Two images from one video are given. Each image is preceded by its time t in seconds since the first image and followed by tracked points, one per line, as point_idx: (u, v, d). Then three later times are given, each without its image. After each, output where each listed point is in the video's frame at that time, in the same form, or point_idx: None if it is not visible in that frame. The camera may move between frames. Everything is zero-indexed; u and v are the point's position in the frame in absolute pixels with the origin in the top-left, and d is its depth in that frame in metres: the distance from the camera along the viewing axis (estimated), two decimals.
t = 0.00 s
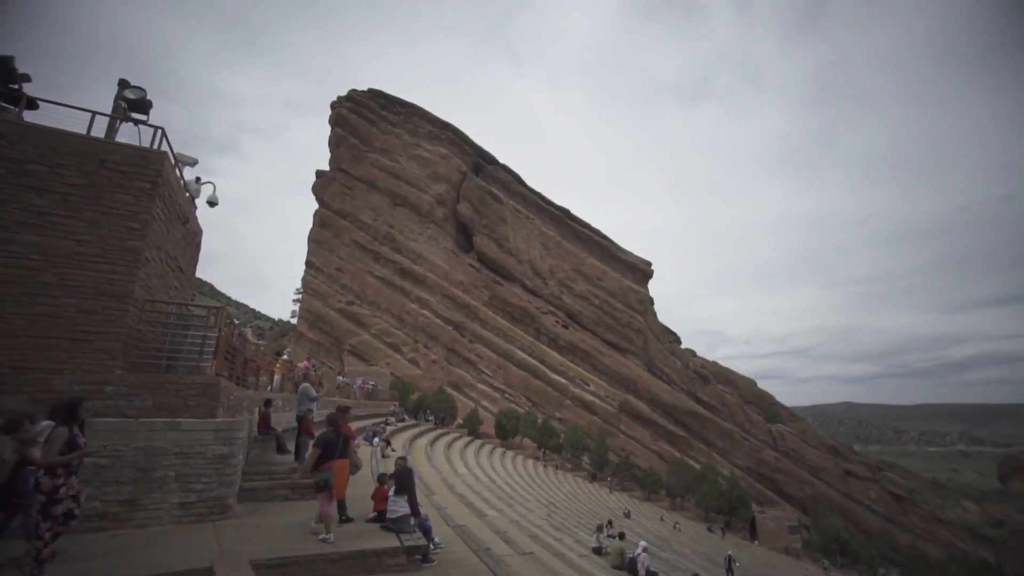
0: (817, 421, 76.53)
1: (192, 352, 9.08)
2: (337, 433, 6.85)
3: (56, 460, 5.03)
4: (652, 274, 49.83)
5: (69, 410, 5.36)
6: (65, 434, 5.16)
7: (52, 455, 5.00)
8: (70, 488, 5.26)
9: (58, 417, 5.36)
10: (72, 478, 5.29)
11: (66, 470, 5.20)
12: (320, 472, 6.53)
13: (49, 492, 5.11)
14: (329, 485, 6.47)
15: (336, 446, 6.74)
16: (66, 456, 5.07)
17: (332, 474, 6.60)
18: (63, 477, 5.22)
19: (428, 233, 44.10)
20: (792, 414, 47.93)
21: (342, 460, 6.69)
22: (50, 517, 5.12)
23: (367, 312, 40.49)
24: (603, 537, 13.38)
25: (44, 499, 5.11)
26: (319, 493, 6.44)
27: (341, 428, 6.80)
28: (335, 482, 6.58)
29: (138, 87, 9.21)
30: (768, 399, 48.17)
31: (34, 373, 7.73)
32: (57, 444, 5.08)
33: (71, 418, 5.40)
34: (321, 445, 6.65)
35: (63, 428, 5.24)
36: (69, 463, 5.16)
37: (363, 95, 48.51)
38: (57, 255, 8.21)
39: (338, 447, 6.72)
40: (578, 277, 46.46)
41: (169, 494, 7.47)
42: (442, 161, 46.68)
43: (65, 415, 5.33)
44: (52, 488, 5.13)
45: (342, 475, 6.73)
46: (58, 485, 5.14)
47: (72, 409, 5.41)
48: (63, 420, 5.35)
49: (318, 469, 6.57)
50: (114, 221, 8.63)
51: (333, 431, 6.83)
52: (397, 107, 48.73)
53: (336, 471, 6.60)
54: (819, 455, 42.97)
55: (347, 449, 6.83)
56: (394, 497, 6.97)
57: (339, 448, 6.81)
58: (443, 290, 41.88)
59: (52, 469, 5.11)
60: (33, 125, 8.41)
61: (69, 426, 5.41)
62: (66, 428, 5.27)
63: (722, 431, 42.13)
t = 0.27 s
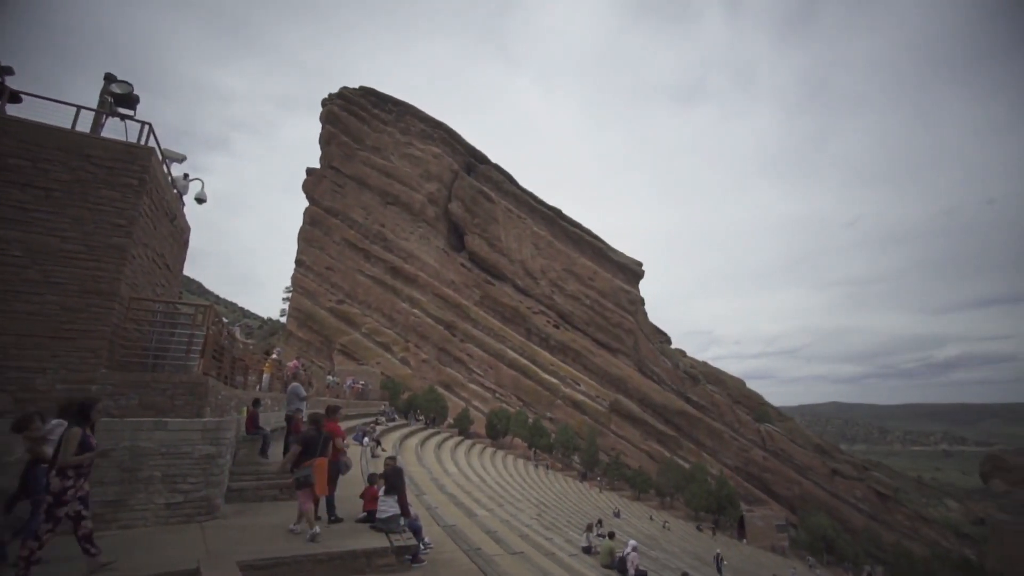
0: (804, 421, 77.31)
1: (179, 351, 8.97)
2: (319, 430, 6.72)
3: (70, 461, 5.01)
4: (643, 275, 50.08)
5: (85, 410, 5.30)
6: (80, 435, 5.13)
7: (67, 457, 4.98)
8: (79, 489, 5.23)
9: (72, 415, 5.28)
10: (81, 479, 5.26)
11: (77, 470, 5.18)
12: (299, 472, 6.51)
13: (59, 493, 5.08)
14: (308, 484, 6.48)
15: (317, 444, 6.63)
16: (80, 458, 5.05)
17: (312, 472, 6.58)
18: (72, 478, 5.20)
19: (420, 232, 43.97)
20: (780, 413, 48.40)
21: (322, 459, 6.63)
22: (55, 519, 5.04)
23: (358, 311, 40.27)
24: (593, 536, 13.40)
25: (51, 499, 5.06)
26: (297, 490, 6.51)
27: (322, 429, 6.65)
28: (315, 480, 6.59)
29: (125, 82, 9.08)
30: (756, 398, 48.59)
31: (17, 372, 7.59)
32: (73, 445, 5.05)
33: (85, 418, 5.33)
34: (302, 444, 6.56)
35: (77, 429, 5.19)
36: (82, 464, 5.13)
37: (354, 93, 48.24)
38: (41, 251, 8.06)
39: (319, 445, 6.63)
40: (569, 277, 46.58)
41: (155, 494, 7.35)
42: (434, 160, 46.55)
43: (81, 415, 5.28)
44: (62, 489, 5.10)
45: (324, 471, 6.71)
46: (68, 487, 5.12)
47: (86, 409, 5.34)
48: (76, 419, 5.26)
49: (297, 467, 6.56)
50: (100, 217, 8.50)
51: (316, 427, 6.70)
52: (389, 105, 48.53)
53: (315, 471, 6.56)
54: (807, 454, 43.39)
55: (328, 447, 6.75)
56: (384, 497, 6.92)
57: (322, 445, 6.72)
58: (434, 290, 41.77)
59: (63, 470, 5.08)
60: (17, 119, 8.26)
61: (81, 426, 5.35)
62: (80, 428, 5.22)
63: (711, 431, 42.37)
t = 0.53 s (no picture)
0: (792, 421, 78.08)
1: (166, 351, 8.85)
2: (303, 426, 6.59)
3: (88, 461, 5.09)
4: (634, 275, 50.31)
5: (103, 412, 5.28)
6: (98, 435, 5.18)
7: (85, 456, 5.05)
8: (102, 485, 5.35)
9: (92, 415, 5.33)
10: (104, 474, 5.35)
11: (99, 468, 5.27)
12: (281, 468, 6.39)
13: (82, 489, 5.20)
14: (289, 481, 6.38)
15: (300, 440, 6.53)
16: (97, 458, 5.12)
17: (294, 468, 6.48)
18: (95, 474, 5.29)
19: (411, 231, 43.81)
20: (768, 413, 48.87)
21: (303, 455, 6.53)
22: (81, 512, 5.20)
23: (348, 310, 40.00)
24: (583, 536, 13.42)
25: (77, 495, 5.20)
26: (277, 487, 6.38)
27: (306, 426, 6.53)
28: (296, 477, 6.48)
29: (112, 77, 8.94)
30: (745, 398, 49.00)
31: None
32: (90, 445, 5.10)
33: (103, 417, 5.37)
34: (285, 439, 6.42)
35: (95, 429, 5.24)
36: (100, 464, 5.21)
37: (346, 90, 47.95)
38: (23, 248, 7.90)
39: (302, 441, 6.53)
40: (560, 278, 46.69)
41: (140, 495, 7.20)
42: (425, 158, 46.43)
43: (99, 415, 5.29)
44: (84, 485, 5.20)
45: (304, 467, 6.60)
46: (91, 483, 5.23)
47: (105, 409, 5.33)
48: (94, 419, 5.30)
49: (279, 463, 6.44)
50: (84, 213, 8.36)
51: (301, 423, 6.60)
52: (380, 104, 48.32)
53: (297, 466, 6.46)
54: (794, 453, 43.81)
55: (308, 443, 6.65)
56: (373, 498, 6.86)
57: (305, 442, 6.61)
58: (425, 289, 41.65)
59: (85, 467, 5.18)
60: None
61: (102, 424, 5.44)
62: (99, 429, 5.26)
63: (700, 430, 42.61)
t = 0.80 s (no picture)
0: (779, 421, 78.84)
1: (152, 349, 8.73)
2: (280, 429, 6.80)
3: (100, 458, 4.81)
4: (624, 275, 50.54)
5: (114, 408, 5.06)
6: (109, 434, 4.92)
7: (95, 454, 4.77)
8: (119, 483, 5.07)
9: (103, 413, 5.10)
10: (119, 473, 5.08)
11: (113, 466, 4.99)
12: (256, 468, 6.55)
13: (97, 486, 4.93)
14: (260, 479, 6.42)
15: (275, 441, 6.70)
16: (109, 455, 4.84)
17: (267, 469, 6.53)
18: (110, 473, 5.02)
19: (402, 230, 43.64)
20: (756, 413, 49.33)
21: (278, 456, 6.60)
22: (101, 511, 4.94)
23: (337, 309, 39.71)
24: (572, 535, 13.45)
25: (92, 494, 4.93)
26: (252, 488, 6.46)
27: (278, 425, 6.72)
28: (269, 477, 6.50)
29: (97, 71, 8.78)
30: (734, 398, 49.39)
31: None
32: (102, 443, 4.83)
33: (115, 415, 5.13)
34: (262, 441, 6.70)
35: (106, 426, 4.99)
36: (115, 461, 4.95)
37: (337, 88, 47.63)
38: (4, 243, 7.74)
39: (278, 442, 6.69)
40: (551, 277, 46.79)
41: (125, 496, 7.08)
42: (417, 157, 46.28)
43: (110, 413, 5.06)
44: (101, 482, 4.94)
45: (281, 470, 6.61)
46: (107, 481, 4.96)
47: (116, 407, 5.10)
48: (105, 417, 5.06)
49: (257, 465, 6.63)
50: (68, 209, 8.23)
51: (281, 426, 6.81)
52: (371, 101, 48.07)
53: (270, 466, 6.53)
54: (781, 453, 44.23)
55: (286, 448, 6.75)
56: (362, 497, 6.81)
57: (281, 444, 6.73)
58: (415, 288, 41.50)
59: (97, 466, 4.91)
60: None
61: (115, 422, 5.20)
62: (109, 427, 5.02)
63: (689, 430, 42.85)
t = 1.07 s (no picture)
0: (768, 421, 79.55)
1: (137, 348, 8.60)
2: (254, 425, 6.64)
3: (118, 459, 4.82)
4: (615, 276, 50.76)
5: (126, 409, 5.07)
6: (124, 435, 4.92)
7: (113, 455, 4.78)
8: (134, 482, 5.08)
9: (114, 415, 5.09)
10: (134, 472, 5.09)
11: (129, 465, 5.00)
12: (229, 465, 6.52)
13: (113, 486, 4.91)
14: (233, 479, 6.43)
15: (248, 439, 6.59)
16: (126, 455, 4.85)
17: (241, 467, 6.51)
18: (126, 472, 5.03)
19: (392, 228, 43.47)
20: (744, 413, 49.75)
21: (252, 454, 6.54)
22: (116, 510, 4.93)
23: (327, 308, 39.41)
24: (561, 535, 13.45)
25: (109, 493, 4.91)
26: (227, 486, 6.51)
27: (252, 424, 6.54)
28: (243, 475, 6.50)
29: (81, 64, 8.62)
30: (722, 398, 49.80)
31: None
32: (118, 443, 4.85)
33: (128, 415, 5.13)
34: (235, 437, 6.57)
35: (119, 427, 4.98)
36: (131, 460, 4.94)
37: (327, 85, 47.30)
38: None
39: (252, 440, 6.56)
40: (542, 277, 46.87)
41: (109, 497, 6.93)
42: (408, 156, 46.11)
43: (122, 414, 5.06)
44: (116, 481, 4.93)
45: (255, 467, 6.59)
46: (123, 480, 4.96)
47: (128, 408, 5.11)
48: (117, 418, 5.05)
49: (230, 461, 6.59)
50: (51, 204, 8.06)
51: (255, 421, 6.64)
52: (362, 99, 47.81)
53: (243, 465, 6.49)
54: (768, 452, 44.63)
55: (261, 444, 6.64)
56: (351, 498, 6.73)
57: (255, 441, 6.63)
58: (406, 288, 41.33)
59: (113, 466, 4.90)
60: None
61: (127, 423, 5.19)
62: (123, 428, 5.02)
63: (678, 430, 43.06)
